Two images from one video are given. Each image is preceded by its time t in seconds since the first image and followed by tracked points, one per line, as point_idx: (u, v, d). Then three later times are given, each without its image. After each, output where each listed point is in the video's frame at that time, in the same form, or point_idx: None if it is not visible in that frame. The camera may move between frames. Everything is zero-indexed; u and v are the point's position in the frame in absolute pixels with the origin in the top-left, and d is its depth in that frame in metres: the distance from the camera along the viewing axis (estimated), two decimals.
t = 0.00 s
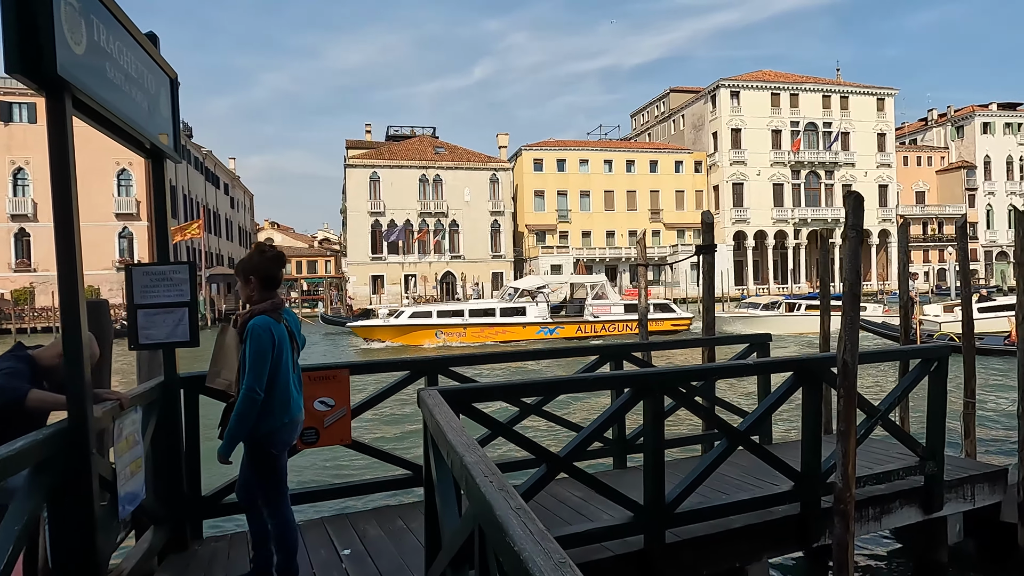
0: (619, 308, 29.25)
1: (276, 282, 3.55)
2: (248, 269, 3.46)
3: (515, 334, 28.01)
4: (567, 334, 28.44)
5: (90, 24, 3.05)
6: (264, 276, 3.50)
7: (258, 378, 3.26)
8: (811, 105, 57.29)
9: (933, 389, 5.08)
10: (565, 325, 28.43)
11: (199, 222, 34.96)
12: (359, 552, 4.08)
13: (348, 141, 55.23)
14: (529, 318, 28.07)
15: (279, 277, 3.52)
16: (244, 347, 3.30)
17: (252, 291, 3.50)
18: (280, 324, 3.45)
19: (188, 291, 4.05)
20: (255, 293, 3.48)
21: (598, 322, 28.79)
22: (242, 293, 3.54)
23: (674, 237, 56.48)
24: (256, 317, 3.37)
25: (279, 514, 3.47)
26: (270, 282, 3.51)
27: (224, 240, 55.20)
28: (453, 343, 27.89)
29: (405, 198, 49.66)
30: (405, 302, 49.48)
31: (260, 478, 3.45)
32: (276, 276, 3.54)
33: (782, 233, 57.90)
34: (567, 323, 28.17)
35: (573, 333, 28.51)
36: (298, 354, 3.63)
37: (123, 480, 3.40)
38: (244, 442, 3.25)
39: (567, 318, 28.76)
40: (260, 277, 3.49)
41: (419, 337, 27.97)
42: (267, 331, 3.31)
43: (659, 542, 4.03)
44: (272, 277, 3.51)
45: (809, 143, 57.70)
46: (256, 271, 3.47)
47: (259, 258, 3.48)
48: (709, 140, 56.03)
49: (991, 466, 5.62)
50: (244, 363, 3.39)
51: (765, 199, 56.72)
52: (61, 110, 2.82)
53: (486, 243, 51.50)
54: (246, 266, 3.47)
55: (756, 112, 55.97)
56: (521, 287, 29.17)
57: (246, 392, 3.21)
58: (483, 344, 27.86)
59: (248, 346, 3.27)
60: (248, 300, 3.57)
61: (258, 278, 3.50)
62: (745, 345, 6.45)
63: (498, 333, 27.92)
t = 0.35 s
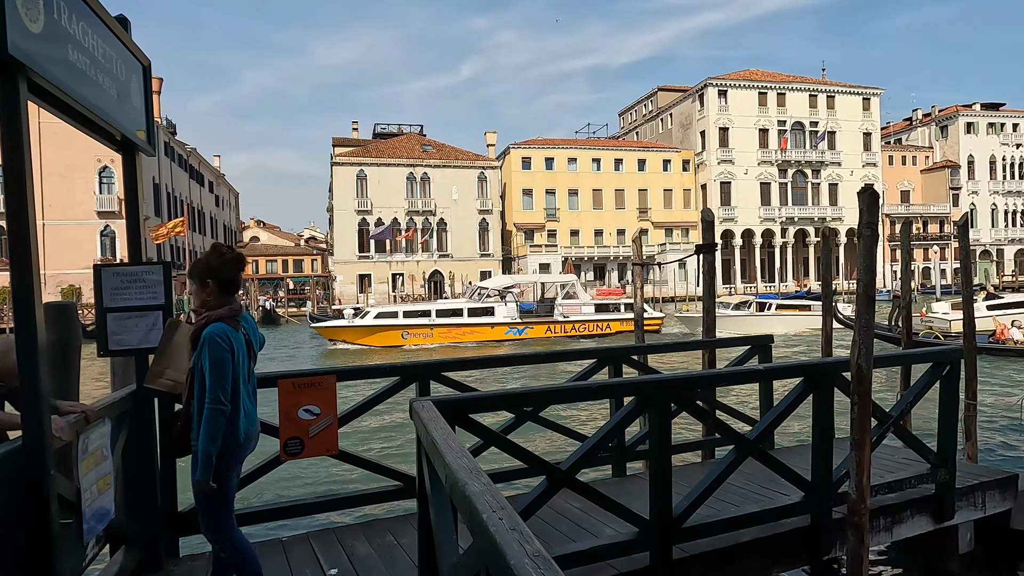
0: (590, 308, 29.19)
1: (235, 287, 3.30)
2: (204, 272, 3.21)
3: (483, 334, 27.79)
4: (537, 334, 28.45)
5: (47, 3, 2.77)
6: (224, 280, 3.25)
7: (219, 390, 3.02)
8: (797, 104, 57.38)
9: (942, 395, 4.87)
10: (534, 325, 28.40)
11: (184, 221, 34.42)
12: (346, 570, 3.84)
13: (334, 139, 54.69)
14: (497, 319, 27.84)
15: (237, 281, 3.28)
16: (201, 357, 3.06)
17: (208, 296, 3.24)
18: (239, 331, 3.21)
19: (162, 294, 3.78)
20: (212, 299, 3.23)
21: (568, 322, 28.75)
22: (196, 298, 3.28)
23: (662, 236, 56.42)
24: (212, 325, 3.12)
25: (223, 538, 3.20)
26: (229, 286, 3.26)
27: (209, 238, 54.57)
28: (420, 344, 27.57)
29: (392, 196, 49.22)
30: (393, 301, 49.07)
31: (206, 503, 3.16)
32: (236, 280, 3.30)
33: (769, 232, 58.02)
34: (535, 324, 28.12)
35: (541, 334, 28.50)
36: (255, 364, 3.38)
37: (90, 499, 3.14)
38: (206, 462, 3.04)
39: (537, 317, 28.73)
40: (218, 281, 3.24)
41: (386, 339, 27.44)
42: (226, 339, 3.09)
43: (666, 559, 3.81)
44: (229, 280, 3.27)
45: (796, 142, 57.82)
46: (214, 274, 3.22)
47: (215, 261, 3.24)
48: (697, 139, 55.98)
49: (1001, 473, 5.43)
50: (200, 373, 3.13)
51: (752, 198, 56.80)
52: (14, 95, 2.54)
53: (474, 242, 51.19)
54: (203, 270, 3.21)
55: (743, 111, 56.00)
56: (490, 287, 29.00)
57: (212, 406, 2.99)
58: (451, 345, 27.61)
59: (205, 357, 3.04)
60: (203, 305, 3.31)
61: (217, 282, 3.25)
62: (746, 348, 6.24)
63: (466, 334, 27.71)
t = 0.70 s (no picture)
0: (562, 307, 29.31)
1: (210, 281, 3.04)
2: (177, 265, 2.95)
3: (452, 334, 27.36)
4: (507, 333, 28.13)
5: None
6: (199, 273, 2.99)
7: (195, 391, 2.77)
8: (786, 103, 57.46)
9: (964, 394, 4.68)
10: (505, 325, 28.07)
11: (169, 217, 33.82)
12: None
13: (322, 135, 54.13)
14: (467, 318, 27.44)
15: (212, 275, 3.02)
16: (173, 356, 2.82)
17: (181, 291, 2.98)
18: (214, 329, 2.96)
19: (148, 289, 3.54)
20: (185, 294, 2.96)
21: (539, 321, 28.70)
22: (168, 292, 3.02)
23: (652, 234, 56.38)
24: (187, 321, 2.87)
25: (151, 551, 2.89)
26: (205, 280, 3.00)
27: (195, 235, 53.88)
28: (386, 343, 27.06)
29: (381, 193, 48.78)
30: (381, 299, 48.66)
31: (157, 511, 2.88)
32: (211, 274, 3.04)
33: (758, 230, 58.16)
34: (507, 323, 27.85)
35: (513, 333, 28.27)
36: (232, 366, 3.13)
37: (69, 512, 2.88)
38: (140, 445, 2.72)
39: (507, 317, 28.48)
40: (193, 275, 2.98)
41: (353, 338, 26.87)
42: (203, 336, 2.84)
43: (688, 568, 3.61)
44: (206, 273, 3.02)
45: (784, 140, 57.88)
46: (187, 267, 2.96)
47: (186, 252, 2.97)
48: (686, 137, 55.92)
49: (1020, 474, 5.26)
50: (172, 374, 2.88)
51: (741, 196, 56.84)
52: None
53: (464, 240, 50.86)
54: (175, 261, 2.95)
55: (732, 110, 56.00)
56: (460, 286, 28.78)
57: (185, 407, 2.75)
58: (419, 344, 27.12)
59: (180, 355, 2.78)
60: (177, 302, 3.05)
61: (192, 275, 2.98)
62: (756, 346, 6.03)
63: (435, 333, 27.18)
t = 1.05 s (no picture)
0: (535, 308, 28.95)
1: (170, 284, 2.73)
2: (131, 268, 2.63)
3: (422, 336, 27.17)
4: (478, 336, 27.90)
5: None
6: (157, 277, 2.68)
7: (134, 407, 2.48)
8: (775, 103, 57.53)
9: (995, 401, 4.46)
10: (476, 327, 27.87)
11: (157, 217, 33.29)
12: None
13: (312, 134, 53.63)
14: (437, 320, 27.23)
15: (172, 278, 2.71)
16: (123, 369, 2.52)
17: (140, 298, 2.67)
18: (174, 340, 2.66)
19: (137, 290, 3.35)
20: (141, 300, 2.65)
21: (512, 323, 28.39)
22: (124, 298, 2.70)
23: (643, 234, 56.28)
24: (140, 331, 2.57)
25: None
26: (163, 285, 2.69)
27: (182, 235, 53.21)
28: (353, 346, 26.77)
29: (371, 192, 48.37)
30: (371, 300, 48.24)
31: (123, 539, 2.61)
32: (170, 277, 2.73)
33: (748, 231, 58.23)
34: (477, 325, 27.61)
35: (484, 335, 28.04)
36: (199, 378, 2.83)
37: (51, 539, 2.61)
38: (52, 431, 2.37)
39: (479, 319, 28.27)
40: (152, 279, 2.67)
41: (319, 340, 26.51)
42: (155, 349, 2.54)
43: None
44: (165, 276, 2.71)
45: (774, 141, 57.98)
46: (141, 271, 2.64)
47: (140, 254, 2.64)
48: (677, 138, 55.88)
49: None
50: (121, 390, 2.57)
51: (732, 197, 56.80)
52: None
53: (454, 240, 50.51)
54: (126, 265, 2.63)
55: (723, 110, 55.99)
56: (431, 287, 28.42)
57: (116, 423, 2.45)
58: (387, 347, 26.87)
59: (127, 367, 2.50)
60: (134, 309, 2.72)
61: (150, 280, 2.67)
62: (770, 349, 5.81)
63: (405, 335, 26.98)
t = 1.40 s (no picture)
0: (509, 308, 28.81)
1: (97, 276, 2.38)
2: (47, 259, 2.28)
3: (393, 336, 26.92)
4: (450, 336, 27.64)
5: None
6: (82, 268, 2.34)
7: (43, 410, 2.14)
8: (768, 103, 57.49)
9: None
10: (448, 328, 27.62)
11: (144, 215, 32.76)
12: None
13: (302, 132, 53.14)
14: (407, 322, 26.99)
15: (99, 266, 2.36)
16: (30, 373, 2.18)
17: (63, 293, 2.33)
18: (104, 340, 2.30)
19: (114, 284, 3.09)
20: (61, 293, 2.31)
21: (484, 324, 28.21)
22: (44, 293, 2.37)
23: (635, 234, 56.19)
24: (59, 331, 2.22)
25: None
26: (89, 275, 2.35)
27: (172, 233, 52.68)
28: (322, 346, 26.43)
29: (362, 191, 48.01)
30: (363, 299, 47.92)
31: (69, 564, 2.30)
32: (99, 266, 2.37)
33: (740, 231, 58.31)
34: (450, 326, 27.37)
35: (457, 336, 27.80)
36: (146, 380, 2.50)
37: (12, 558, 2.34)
38: None
39: (452, 319, 28.03)
40: (75, 269, 2.32)
41: (286, 342, 26.09)
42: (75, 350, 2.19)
43: None
44: (90, 265, 2.35)
45: (766, 141, 58.00)
46: (59, 261, 2.30)
47: (54, 241, 2.29)
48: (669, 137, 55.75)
49: None
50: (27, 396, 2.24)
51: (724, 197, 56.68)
52: None
53: (447, 239, 50.21)
54: (45, 255, 2.28)
55: (716, 110, 55.86)
56: (402, 287, 28.03)
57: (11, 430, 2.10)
58: (356, 348, 26.57)
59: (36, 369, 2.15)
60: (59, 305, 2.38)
61: (72, 271, 2.33)
62: (781, 350, 5.59)
63: (376, 335, 26.70)
